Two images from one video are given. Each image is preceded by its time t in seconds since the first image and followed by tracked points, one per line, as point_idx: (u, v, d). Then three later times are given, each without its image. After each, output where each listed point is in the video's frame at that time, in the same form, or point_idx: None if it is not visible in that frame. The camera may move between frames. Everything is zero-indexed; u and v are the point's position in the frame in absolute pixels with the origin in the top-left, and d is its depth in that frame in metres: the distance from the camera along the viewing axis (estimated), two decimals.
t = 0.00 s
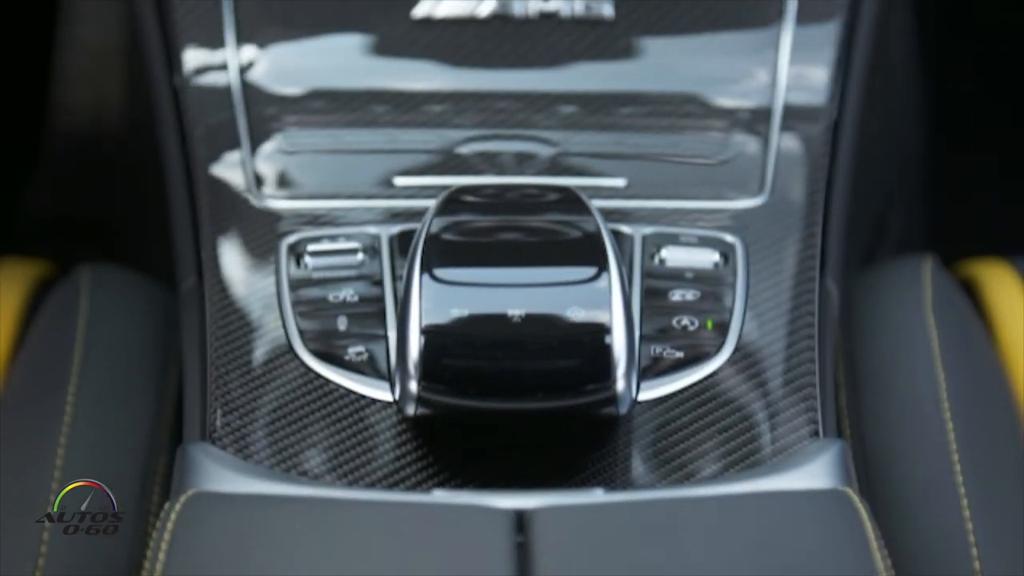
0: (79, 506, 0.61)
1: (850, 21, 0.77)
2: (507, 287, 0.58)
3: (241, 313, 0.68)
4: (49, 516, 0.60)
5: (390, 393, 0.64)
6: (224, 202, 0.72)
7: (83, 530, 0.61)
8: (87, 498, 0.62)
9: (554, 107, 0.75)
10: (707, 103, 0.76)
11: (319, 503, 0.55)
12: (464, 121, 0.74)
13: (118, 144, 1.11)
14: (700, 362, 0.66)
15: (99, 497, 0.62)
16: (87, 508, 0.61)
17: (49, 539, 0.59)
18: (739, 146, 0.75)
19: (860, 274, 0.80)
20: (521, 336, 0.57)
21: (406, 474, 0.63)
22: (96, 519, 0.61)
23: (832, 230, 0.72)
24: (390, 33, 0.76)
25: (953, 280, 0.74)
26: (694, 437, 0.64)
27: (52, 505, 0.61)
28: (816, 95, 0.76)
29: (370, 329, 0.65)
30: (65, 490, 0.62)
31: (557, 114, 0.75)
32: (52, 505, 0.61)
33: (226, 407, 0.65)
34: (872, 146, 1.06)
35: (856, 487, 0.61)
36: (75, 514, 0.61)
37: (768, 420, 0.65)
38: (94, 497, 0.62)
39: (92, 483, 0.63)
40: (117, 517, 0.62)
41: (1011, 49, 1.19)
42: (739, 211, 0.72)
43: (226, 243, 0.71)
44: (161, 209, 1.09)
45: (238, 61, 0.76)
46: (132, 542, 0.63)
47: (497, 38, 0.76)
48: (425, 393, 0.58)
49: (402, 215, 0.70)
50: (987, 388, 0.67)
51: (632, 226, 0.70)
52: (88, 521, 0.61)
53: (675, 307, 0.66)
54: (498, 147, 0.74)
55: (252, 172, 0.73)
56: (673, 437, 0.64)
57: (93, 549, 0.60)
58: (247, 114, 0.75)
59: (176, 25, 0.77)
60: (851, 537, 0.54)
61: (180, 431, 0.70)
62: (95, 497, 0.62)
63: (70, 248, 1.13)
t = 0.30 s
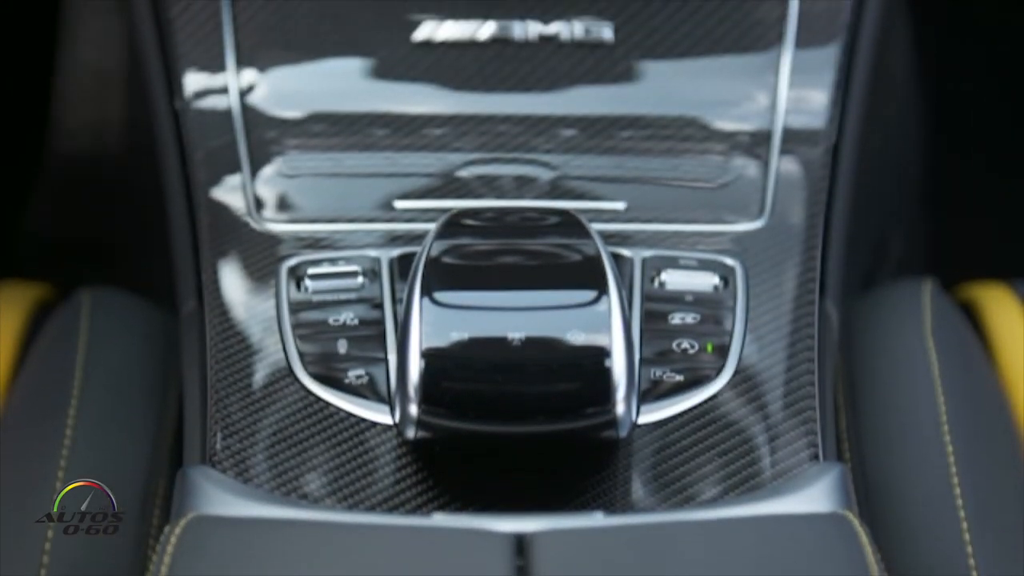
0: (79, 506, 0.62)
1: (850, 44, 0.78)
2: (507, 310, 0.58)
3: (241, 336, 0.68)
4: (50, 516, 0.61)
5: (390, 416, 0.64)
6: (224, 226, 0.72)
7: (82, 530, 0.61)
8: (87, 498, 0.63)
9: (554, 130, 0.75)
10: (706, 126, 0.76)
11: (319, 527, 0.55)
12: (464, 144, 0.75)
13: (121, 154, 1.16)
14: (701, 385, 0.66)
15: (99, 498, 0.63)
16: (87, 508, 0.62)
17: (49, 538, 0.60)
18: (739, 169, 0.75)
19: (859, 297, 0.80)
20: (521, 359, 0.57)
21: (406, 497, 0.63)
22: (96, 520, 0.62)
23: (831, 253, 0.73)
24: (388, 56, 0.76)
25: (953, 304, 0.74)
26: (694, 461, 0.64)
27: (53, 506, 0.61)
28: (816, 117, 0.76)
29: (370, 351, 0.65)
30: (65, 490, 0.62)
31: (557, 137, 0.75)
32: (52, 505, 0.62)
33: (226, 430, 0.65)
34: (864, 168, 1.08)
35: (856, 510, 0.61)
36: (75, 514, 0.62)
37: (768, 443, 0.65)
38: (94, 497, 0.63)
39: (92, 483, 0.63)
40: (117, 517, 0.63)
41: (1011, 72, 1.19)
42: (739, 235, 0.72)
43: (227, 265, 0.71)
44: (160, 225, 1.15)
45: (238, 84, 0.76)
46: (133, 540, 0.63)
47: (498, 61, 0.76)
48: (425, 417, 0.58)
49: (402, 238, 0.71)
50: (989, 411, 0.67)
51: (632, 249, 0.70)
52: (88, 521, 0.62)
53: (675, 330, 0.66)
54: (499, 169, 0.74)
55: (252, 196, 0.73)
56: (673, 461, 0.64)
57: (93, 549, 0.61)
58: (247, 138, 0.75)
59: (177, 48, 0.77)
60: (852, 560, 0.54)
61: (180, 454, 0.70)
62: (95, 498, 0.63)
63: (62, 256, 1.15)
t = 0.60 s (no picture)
0: (79, 506, 0.63)
1: (850, 62, 0.78)
2: (507, 329, 0.58)
3: (241, 354, 0.68)
4: (50, 516, 0.62)
5: (391, 435, 0.64)
6: (224, 244, 0.73)
7: (82, 530, 0.62)
8: (88, 498, 0.64)
9: (554, 150, 0.76)
10: (707, 145, 0.76)
11: (318, 547, 0.55)
12: (464, 163, 0.75)
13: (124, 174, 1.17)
14: (701, 404, 0.66)
15: (99, 497, 0.64)
16: (87, 508, 0.63)
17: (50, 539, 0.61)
18: (739, 188, 0.75)
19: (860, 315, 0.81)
20: (521, 378, 0.57)
21: (407, 516, 0.63)
22: (95, 519, 0.63)
23: (831, 273, 0.73)
24: (390, 74, 0.77)
25: (952, 322, 0.74)
26: (695, 479, 0.64)
27: (53, 506, 0.63)
28: (816, 137, 0.76)
29: (370, 370, 0.65)
30: (65, 490, 0.64)
31: (557, 156, 0.75)
32: (52, 505, 0.63)
33: (227, 448, 0.65)
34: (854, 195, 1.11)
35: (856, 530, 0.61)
36: (75, 514, 0.63)
37: (768, 461, 0.65)
38: (94, 497, 0.64)
39: (92, 483, 0.64)
40: (117, 517, 0.64)
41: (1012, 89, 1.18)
42: (739, 253, 0.73)
43: (227, 283, 0.71)
44: (160, 244, 1.15)
45: (238, 104, 0.77)
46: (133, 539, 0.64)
47: (498, 79, 0.77)
48: (425, 436, 0.58)
49: (402, 257, 0.71)
50: (991, 430, 0.67)
51: (632, 268, 0.71)
52: (88, 521, 0.63)
53: (674, 349, 0.66)
54: (499, 189, 0.74)
55: (253, 214, 0.74)
56: (674, 479, 0.64)
57: (92, 548, 0.62)
58: (247, 157, 0.76)
59: (177, 68, 0.78)
60: None
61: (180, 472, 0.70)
62: (94, 497, 0.64)
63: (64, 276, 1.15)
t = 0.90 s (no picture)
0: (79, 506, 0.64)
1: (849, 82, 0.78)
2: (507, 350, 0.58)
3: (241, 373, 0.68)
4: (50, 517, 0.63)
5: (391, 456, 0.64)
6: (224, 265, 0.73)
7: (82, 530, 0.63)
8: (87, 498, 0.65)
9: (555, 169, 0.76)
10: (707, 165, 0.77)
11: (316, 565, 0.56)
12: (463, 183, 0.75)
13: (124, 188, 1.18)
14: (701, 424, 0.66)
15: (99, 498, 0.65)
16: (87, 508, 0.64)
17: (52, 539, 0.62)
18: (739, 209, 0.75)
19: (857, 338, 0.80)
20: (520, 399, 0.57)
21: (406, 537, 0.63)
22: (96, 519, 0.64)
23: (830, 293, 0.74)
24: (390, 95, 0.77)
25: (952, 343, 0.74)
26: (694, 499, 0.65)
27: (53, 506, 0.64)
28: (816, 157, 0.77)
29: (370, 390, 0.65)
30: (65, 490, 0.65)
31: (557, 176, 0.76)
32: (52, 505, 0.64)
33: (227, 468, 0.66)
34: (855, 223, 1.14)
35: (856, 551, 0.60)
36: (75, 514, 0.64)
37: (768, 481, 0.66)
38: (94, 497, 0.65)
39: (92, 483, 0.65)
40: (117, 517, 0.65)
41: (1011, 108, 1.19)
42: (739, 274, 0.73)
43: (226, 302, 0.71)
44: (161, 259, 1.16)
45: (238, 124, 0.77)
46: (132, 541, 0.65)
47: (498, 99, 0.77)
48: (425, 457, 0.57)
49: (402, 277, 0.71)
50: (990, 450, 0.67)
51: (632, 288, 0.71)
52: (88, 521, 0.64)
53: (675, 369, 0.66)
54: (499, 210, 0.74)
55: (253, 233, 0.74)
56: (675, 499, 0.64)
57: (91, 548, 0.63)
58: (247, 177, 0.76)
59: (178, 88, 0.78)
60: None
61: (180, 492, 0.70)
62: (94, 498, 0.65)
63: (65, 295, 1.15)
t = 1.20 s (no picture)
0: (80, 506, 0.65)
1: (849, 100, 0.79)
2: (507, 367, 0.58)
3: (241, 391, 0.69)
4: (51, 516, 0.64)
5: (392, 473, 0.63)
6: (224, 282, 0.73)
7: (82, 529, 0.64)
8: (87, 498, 0.65)
9: (555, 186, 0.76)
10: (706, 182, 0.77)
11: None
12: (463, 201, 0.75)
13: (124, 202, 1.18)
14: (702, 441, 0.66)
15: (99, 497, 0.65)
16: (87, 508, 0.65)
17: (55, 537, 0.63)
18: (738, 226, 0.76)
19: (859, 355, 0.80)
20: (520, 416, 0.56)
21: (406, 554, 0.63)
22: (96, 519, 0.64)
23: (829, 309, 0.74)
24: (390, 112, 0.77)
25: (951, 359, 0.74)
26: (695, 517, 0.64)
27: (53, 505, 0.64)
28: (816, 174, 0.77)
29: (371, 408, 0.65)
30: (65, 490, 0.65)
31: (556, 194, 0.76)
32: (52, 505, 0.65)
33: (227, 484, 0.66)
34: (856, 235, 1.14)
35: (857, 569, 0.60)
36: (75, 514, 0.64)
37: (769, 498, 0.66)
38: (94, 497, 0.65)
39: (92, 483, 0.66)
40: (117, 517, 0.65)
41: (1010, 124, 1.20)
42: (739, 291, 0.73)
43: (226, 318, 0.72)
44: (161, 275, 1.16)
45: (238, 141, 0.77)
46: (132, 539, 0.65)
47: (499, 117, 0.77)
48: (425, 474, 0.57)
49: (402, 294, 0.71)
50: (990, 467, 0.67)
51: (632, 305, 0.71)
52: (88, 521, 0.64)
53: (675, 387, 0.66)
54: (499, 227, 0.74)
55: (253, 249, 0.74)
56: (675, 516, 0.64)
57: (90, 547, 0.63)
58: (247, 195, 0.76)
59: (178, 105, 0.78)
60: None
61: (180, 508, 0.69)
62: (95, 497, 0.65)
63: (65, 311, 1.15)
